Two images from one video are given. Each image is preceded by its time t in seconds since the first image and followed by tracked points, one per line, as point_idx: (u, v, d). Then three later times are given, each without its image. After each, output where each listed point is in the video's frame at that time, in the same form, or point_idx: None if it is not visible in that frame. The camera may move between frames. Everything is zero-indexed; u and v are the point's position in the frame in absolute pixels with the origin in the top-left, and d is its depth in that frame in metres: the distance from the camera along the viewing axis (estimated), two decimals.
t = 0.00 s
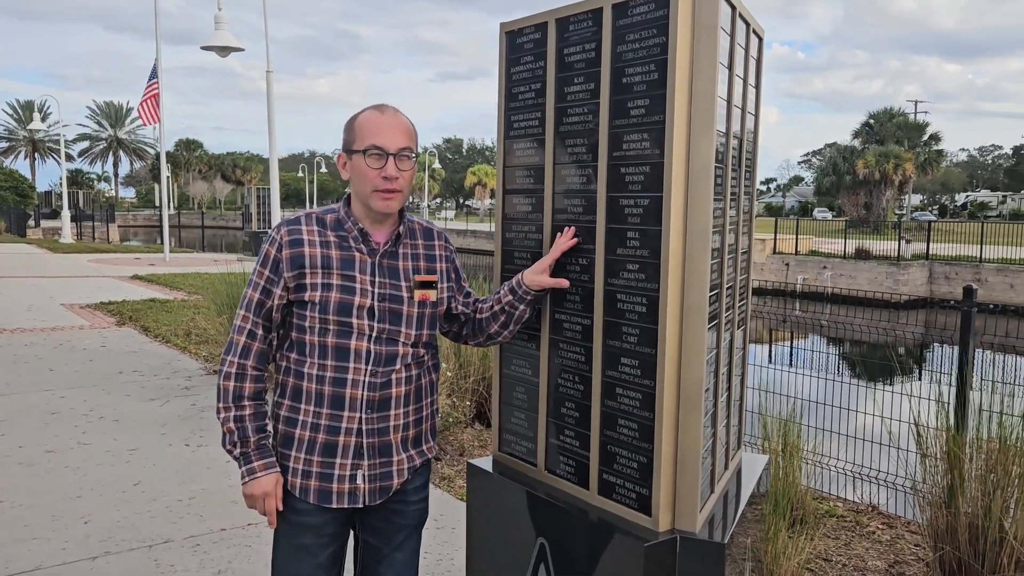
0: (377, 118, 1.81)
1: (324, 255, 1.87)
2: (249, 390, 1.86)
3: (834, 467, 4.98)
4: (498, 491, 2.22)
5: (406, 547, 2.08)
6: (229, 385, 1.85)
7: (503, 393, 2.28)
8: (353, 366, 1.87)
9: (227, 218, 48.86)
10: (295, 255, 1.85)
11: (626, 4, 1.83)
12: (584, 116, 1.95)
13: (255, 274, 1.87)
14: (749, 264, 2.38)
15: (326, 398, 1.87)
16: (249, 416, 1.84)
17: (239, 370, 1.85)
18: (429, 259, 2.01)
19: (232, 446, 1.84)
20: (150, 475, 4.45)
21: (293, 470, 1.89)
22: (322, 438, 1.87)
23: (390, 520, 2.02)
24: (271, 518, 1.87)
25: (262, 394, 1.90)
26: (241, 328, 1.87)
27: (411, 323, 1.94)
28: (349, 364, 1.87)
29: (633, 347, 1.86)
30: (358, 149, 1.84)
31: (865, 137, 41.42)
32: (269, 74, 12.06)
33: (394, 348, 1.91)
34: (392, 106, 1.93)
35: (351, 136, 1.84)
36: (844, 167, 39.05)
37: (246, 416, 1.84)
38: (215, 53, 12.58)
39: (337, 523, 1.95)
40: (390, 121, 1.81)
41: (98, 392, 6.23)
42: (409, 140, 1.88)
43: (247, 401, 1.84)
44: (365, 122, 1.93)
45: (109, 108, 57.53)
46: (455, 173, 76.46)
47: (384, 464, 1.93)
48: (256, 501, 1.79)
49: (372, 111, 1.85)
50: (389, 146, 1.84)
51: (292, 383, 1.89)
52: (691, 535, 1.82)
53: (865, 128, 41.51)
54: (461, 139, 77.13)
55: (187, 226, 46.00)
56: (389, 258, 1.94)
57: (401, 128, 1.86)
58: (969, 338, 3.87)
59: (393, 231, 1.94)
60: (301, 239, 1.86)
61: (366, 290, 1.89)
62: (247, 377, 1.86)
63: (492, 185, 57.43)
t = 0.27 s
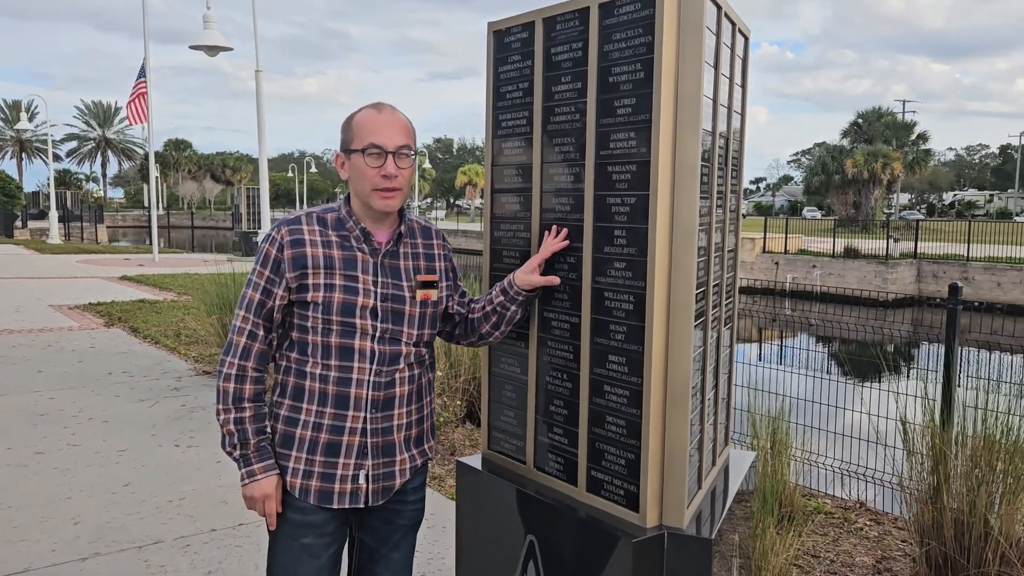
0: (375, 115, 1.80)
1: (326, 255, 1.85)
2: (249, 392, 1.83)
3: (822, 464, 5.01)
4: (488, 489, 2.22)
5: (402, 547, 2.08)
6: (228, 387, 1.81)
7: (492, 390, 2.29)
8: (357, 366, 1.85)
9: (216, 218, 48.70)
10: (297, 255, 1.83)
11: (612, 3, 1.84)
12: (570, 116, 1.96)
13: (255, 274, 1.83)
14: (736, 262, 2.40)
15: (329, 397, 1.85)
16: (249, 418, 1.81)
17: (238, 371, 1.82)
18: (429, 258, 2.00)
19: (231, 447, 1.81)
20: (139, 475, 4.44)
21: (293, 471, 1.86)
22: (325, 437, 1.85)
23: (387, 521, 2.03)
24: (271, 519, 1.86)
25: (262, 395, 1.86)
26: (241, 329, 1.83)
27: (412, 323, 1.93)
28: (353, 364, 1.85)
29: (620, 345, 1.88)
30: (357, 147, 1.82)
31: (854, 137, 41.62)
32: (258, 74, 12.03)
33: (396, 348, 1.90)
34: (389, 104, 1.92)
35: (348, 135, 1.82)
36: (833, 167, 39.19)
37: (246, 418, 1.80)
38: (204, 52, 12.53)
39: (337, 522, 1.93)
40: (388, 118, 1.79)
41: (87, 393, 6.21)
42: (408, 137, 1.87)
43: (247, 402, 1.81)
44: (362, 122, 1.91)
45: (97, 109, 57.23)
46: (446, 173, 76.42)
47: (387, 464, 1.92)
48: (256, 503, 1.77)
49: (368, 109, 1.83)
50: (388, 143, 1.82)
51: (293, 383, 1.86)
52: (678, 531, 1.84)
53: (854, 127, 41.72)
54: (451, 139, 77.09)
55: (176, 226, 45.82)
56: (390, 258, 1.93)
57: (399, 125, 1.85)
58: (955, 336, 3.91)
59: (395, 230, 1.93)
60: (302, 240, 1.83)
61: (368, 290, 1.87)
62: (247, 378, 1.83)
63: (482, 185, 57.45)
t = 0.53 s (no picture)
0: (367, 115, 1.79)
1: (324, 257, 1.83)
2: (247, 397, 1.81)
3: (813, 461, 5.05)
4: (482, 488, 2.23)
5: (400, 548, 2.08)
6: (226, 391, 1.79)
7: (484, 390, 2.30)
8: (358, 367, 1.84)
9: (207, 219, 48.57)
10: (294, 258, 1.81)
11: (602, 5, 1.85)
12: (561, 116, 1.97)
13: (252, 277, 1.81)
14: (726, 261, 2.41)
15: (330, 399, 1.84)
16: (247, 423, 1.79)
17: (236, 376, 1.80)
18: (426, 258, 2.00)
19: (230, 452, 1.78)
20: (131, 476, 4.44)
21: (294, 473, 1.84)
22: (325, 439, 1.83)
23: (385, 522, 2.02)
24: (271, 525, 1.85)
25: (259, 399, 1.84)
26: (238, 333, 1.81)
27: (411, 323, 1.92)
28: (354, 365, 1.84)
29: (612, 344, 1.89)
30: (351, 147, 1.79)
31: (844, 136, 41.78)
32: (248, 74, 12.02)
33: (396, 348, 1.89)
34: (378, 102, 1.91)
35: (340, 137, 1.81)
36: (824, 166, 39.34)
37: (244, 422, 1.78)
38: (194, 53, 12.50)
39: (338, 522, 1.92)
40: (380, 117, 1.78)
41: (78, 395, 6.19)
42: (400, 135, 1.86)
43: (245, 407, 1.79)
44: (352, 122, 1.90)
45: (87, 109, 56.99)
46: (438, 173, 76.39)
47: (387, 465, 1.91)
48: (253, 509, 1.76)
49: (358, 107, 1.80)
50: (382, 143, 1.81)
51: (292, 386, 1.85)
52: (671, 528, 1.85)
53: (844, 127, 41.89)
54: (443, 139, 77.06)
55: (167, 227, 45.67)
56: (388, 258, 1.92)
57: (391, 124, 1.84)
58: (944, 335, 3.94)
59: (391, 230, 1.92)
60: (299, 242, 1.82)
61: (367, 292, 1.86)
62: (246, 383, 1.80)
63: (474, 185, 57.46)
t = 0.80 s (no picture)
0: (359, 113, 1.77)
1: (320, 259, 1.80)
2: (242, 403, 1.78)
3: (806, 459, 5.08)
4: (478, 485, 2.24)
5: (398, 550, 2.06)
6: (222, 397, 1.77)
7: (480, 388, 2.30)
8: (357, 370, 1.81)
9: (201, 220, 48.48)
10: (290, 261, 1.77)
11: (597, 4, 1.86)
12: (556, 116, 1.98)
13: (247, 281, 1.78)
14: (720, 260, 2.42)
15: (329, 402, 1.81)
16: (242, 428, 1.77)
17: (231, 381, 1.77)
18: (422, 258, 1.97)
19: (226, 459, 1.76)
20: (126, 477, 4.43)
21: (292, 478, 1.81)
22: (326, 443, 1.80)
23: (384, 524, 2.00)
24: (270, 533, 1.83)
25: (254, 404, 1.81)
26: (233, 338, 1.78)
27: (409, 324, 1.90)
28: (353, 368, 1.81)
29: (607, 342, 1.90)
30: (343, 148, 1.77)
31: (838, 135, 41.90)
32: (242, 75, 12.01)
33: (395, 350, 1.87)
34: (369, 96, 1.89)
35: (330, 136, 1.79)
36: (818, 165, 39.45)
37: (239, 428, 1.76)
38: (187, 53, 12.48)
39: (340, 525, 1.90)
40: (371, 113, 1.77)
41: (72, 395, 6.18)
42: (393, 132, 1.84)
43: (240, 413, 1.76)
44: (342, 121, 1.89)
45: (80, 110, 56.83)
46: (432, 173, 76.36)
47: (388, 468, 1.88)
48: (252, 517, 1.74)
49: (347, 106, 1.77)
50: (374, 141, 1.79)
51: (289, 390, 1.82)
52: (665, 525, 1.86)
53: (837, 126, 42.02)
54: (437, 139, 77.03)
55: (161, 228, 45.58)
56: (384, 259, 1.89)
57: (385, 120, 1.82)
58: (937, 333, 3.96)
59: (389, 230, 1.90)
60: (295, 244, 1.78)
61: (364, 293, 1.83)
62: (241, 389, 1.78)
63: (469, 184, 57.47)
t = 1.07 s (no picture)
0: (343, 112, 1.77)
1: (313, 264, 1.79)
2: (236, 414, 1.75)
3: (801, 456, 5.12)
4: (474, 482, 2.25)
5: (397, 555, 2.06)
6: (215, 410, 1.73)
7: (476, 386, 2.32)
8: (356, 376, 1.80)
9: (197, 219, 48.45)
10: (283, 267, 1.76)
11: (590, 4, 1.88)
12: (551, 115, 1.99)
13: (236, 288, 1.75)
14: (714, 258, 2.44)
15: (329, 410, 1.80)
16: (239, 441, 1.73)
17: (224, 393, 1.74)
18: (414, 258, 1.99)
19: (223, 474, 1.73)
20: (123, 476, 4.44)
21: (294, 489, 1.79)
22: (328, 452, 1.79)
23: (384, 530, 2.00)
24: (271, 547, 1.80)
25: (249, 415, 1.78)
26: (224, 348, 1.75)
27: (405, 326, 1.90)
28: (352, 374, 1.80)
29: (601, 339, 1.91)
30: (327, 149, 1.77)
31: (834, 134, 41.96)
32: (238, 74, 12.01)
33: (394, 353, 1.87)
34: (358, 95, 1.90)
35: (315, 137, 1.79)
36: (814, 164, 39.53)
37: (235, 440, 1.73)
38: (184, 53, 12.47)
39: (343, 532, 1.89)
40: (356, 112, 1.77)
41: (69, 395, 6.18)
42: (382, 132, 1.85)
43: (235, 425, 1.73)
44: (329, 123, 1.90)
45: (76, 110, 56.74)
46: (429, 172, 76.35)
47: (389, 474, 1.89)
48: (252, 530, 1.72)
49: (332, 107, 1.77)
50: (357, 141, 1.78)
51: (285, 399, 1.80)
52: (660, 520, 1.88)
53: (834, 125, 42.09)
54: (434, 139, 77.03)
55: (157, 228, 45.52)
56: (378, 261, 1.89)
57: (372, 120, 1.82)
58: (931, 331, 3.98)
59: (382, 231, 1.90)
60: (286, 249, 1.77)
61: (360, 297, 1.82)
62: (234, 399, 1.75)
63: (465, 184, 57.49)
